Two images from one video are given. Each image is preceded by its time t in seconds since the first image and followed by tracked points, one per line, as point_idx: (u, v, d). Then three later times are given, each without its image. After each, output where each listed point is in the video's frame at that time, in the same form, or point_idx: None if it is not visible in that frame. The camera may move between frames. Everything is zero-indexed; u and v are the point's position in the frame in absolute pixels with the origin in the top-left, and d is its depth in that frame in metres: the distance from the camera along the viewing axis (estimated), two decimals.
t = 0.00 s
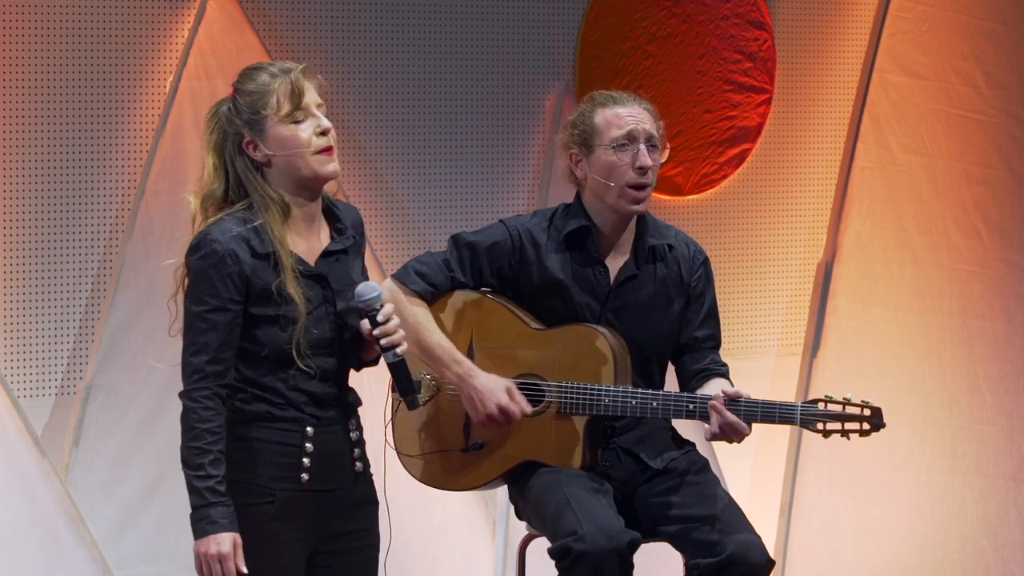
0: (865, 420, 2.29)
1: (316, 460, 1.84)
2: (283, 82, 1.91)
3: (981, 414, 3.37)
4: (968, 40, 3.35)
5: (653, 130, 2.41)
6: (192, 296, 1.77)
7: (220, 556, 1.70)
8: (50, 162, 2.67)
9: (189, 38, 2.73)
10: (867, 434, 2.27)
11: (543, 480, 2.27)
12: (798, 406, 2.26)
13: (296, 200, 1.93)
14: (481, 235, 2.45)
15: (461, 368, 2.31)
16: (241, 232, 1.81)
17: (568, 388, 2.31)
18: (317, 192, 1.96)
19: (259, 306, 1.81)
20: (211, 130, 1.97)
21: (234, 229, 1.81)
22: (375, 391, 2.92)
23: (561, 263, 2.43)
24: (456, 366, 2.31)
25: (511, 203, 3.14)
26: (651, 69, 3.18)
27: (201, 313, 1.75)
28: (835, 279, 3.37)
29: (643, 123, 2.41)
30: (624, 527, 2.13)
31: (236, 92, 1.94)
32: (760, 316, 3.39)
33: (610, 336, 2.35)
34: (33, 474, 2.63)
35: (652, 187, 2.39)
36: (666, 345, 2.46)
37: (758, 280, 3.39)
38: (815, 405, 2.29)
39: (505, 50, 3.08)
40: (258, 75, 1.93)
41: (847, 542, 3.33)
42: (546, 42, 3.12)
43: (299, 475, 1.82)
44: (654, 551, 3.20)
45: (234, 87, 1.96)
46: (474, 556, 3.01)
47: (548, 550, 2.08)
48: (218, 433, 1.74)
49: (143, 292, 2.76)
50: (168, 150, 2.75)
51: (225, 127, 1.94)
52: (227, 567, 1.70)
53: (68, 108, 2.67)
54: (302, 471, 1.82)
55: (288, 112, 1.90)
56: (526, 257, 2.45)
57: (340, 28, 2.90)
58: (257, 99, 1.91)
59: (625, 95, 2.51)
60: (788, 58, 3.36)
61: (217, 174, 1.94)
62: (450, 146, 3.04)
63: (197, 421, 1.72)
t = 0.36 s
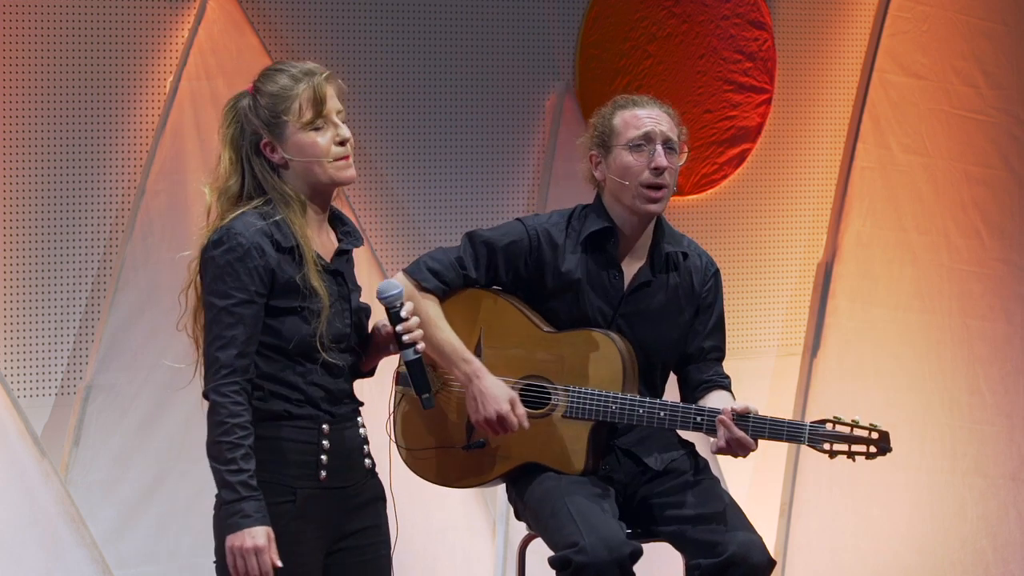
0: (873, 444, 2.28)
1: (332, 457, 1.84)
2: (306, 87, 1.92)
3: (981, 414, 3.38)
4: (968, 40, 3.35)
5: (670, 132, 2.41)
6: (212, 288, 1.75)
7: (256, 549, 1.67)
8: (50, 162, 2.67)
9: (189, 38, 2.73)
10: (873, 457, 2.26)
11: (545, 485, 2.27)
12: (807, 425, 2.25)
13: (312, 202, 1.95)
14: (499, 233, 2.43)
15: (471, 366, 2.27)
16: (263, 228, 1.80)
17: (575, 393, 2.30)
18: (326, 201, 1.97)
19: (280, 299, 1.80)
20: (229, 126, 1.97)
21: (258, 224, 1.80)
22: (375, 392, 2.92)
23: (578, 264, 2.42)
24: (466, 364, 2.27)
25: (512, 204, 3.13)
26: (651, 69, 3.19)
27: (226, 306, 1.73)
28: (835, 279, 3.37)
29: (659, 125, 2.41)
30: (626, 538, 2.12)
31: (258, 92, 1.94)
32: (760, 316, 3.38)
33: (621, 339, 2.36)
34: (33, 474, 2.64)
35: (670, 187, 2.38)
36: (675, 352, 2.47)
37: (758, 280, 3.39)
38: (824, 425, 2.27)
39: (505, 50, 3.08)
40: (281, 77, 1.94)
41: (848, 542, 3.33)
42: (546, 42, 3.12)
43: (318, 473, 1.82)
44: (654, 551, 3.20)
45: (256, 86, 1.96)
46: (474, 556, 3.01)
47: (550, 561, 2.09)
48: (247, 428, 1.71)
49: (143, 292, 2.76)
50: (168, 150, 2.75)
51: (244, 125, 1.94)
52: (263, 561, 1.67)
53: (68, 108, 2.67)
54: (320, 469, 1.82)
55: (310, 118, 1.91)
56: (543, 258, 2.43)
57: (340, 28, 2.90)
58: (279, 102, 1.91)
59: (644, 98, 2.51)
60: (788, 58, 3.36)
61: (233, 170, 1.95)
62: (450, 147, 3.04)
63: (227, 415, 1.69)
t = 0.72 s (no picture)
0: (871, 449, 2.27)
1: (330, 456, 1.84)
2: (315, 84, 1.92)
3: (980, 414, 3.38)
4: (968, 40, 3.35)
5: (671, 129, 2.41)
6: (221, 276, 1.75)
7: (268, 536, 1.68)
8: (50, 162, 2.67)
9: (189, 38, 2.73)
10: (872, 463, 2.25)
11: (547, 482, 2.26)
12: (806, 429, 2.26)
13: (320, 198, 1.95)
14: (501, 227, 2.45)
15: (485, 331, 2.33)
16: (273, 220, 1.80)
17: (576, 389, 2.30)
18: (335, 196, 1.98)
19: (288, 289, 1.81)
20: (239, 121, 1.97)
21: (269, 215, 1.81)
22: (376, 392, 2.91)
23: (579, 260, 2.43)
24: (479, 331, 2.32)
25: (511, 203, 3.13)
26: (651, 69, 3.19)
27: (235, 295, 1.73)
28: (835, 279, 3.37)
29: (660, 122, 2.40)
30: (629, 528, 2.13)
31: (267, 87, 1.94)
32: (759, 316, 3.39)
33: (621, 337, 2.36)
34: (33, 474, 2.63)
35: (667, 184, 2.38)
36: (674, 352, 2.46)
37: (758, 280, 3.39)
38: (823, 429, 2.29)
39: (505, 50, 3.08)
40: (290, 73, 1.94)
41: (848, 542, 3.33)
42: (546, 42, 3.12)
43: (314, 471, 1.82)
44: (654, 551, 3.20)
45: (266, 82, 1.96)
46: (474, 556, 3.01)
47: (553, 551, 2.08)
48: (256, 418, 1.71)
49: (143, 292, 2.76)
50: (168, 150, 2.75)
51: (254, 119, 1.94)
52: (275, 549, 1.69)
53: (68, 108, 2.67)
54: (317, 466, 1.82)
55: (317, 116, 1.91)
56: (545, 253, 2.44)
57: (340, 28, 2.90)
58: (286, 98, 1.91)
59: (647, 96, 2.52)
60: (788, 58, 3.36)
61: (242, 163, 1.95)
62: (450, 146, 3.04)
63: (235, 405, 1.69)
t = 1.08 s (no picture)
0: (868, 448, 2.29)
1: (320, 456, 1.82)
2: (316, 84, 1.93)
3: (980, 414, 3.38)
4: (968, 40, 3.35)
5: (671, 126, 2.41)
6: (216, 275, 1.78)
7: (239, 536, 1.70)
8: (50, 162, 2.67)
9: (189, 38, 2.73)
10: (868, 462, 2.26)
11: (546, 483, 2.26)
12: (802, 426, 2.28)
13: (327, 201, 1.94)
14: (503, 226, 2.44)
15: (483, 346, 2.30)
16: (269, 219, 1.82)
17: (574, 389, 2.28)
18: (344, 193, 1.96)
19: (280, 291, 1.82)
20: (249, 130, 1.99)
21: (265, 215, 1.83)
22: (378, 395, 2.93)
23: (581, 260, 2.42)
24: (478, 344, 2.30)
25: (511, 203, 3.14)
26: (651, 69, 3.18)
27: (225, 294, 1.75)
28: (835, 279, 3.38)
29: (660, 119, 2.40)
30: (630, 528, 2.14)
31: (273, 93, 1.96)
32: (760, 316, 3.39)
33: (621, 338, 2.36)
34: (33, 474, 2.64)
35: (667, 180, 2.38)
36: (672, 353, 2.46)
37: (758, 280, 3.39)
38: (821, 428, 2.30)
39: (506, 50, 3.08)
40: (293, 77, 1.95)
41: (848, 542, 3.33)
42: (546, 42, 3.12)
43: (303, 471, 1.81)
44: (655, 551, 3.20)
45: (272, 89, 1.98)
46: (474, 557, 3.02)
47: (553, 552, 2.08)
48: (236, 417, 1.73)
49: (143, 292, 2.76)
50: (168, 150, 2.75)
51: (262, 127, 1.96)
52: (246, 550, 1.70)
53: (69, 108, 2.67)
54: (306, 466, 1.81)
55: (319, 115, 1.91)
56: (547, 252, 2.44)
57: (340, 28, 2.90)
58: (288, 101, 1.93)
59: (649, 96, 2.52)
60: (788, 58, 3.36)
61: (253, 170, 1.97)
62: (450, 146, 3.04)
63: (216, 403, 1.72)
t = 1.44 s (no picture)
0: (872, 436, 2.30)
1: (307, 453, 1.83)
2: (313, 82, 1.93)
3: (980, 414, 3.38)
4: (968, 40, 3.35)
5: (671, 118, 2.40)
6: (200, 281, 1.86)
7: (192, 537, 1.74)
8: (50, 162, 2.67)
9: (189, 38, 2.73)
10: (872, 449, 2.28)
11: (545, 474, 2.26)
12: (805, 417, 2.29)
13: (314, 198, 1.94)
14: (510, 223, 2.43)
15: (467, 365, 2.29)
16: (246, 222, 1.87)
17: (575, 386, 2.31)
18: (333, 192, 1.95)
19: (256, 291, 1.84)
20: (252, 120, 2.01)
21: (241, 218, 1.87)
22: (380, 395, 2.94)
23: (589, 255, 2.42)
24: (462, 361, 2.29)
25: (512, 203, 3.14)
26: (651, 69, 3.18)
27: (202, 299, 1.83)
28: (835, 279, 3.38)
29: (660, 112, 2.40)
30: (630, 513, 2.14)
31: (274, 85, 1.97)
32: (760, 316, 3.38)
33: (620, 334, 2.36)
34: (33, 474, 2.63)
35: (670, 172, 2.38)
36: (680, 342, 2.46)
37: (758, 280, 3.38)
38: (823, 418, 2.31)
39: (506, 50, 3.08)
40: (295, 71, 1.95)
41: (847, 542, 3.33)
42: (546, 42, 3.12)
43: (288, 467, 1.82)
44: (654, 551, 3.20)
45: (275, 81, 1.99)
46: (474, 557, 3.02)
47: (554, 533, 2.09)
48: (209, 419, 1.80)
49: (143, 292, 2.76)
50: (168, 150, 2.75)
51: (262, 117, 1.98)
52: (199, 550, 1.74)
53: (68, 108, 2.67)
54: (291, 462, 1.82)
55: (312, 111, 1.91)
56: (554, 247, 2.43)
57: (340, 28, 2.90)
58: (285, 95, 1.94)
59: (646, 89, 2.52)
60: (788, 58, 3.36)
61: (252, 162, 2.00)
62: (450, 147, 3.04)
63: (190, 405, 1.81)
